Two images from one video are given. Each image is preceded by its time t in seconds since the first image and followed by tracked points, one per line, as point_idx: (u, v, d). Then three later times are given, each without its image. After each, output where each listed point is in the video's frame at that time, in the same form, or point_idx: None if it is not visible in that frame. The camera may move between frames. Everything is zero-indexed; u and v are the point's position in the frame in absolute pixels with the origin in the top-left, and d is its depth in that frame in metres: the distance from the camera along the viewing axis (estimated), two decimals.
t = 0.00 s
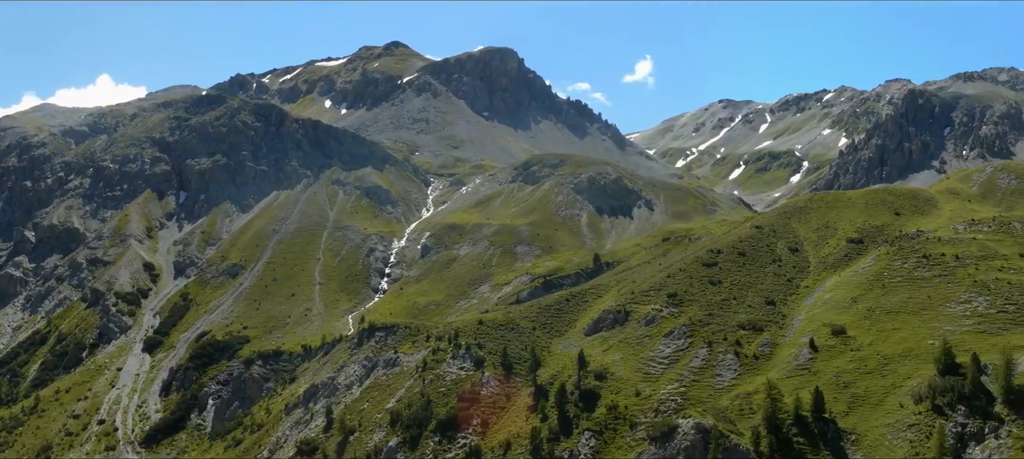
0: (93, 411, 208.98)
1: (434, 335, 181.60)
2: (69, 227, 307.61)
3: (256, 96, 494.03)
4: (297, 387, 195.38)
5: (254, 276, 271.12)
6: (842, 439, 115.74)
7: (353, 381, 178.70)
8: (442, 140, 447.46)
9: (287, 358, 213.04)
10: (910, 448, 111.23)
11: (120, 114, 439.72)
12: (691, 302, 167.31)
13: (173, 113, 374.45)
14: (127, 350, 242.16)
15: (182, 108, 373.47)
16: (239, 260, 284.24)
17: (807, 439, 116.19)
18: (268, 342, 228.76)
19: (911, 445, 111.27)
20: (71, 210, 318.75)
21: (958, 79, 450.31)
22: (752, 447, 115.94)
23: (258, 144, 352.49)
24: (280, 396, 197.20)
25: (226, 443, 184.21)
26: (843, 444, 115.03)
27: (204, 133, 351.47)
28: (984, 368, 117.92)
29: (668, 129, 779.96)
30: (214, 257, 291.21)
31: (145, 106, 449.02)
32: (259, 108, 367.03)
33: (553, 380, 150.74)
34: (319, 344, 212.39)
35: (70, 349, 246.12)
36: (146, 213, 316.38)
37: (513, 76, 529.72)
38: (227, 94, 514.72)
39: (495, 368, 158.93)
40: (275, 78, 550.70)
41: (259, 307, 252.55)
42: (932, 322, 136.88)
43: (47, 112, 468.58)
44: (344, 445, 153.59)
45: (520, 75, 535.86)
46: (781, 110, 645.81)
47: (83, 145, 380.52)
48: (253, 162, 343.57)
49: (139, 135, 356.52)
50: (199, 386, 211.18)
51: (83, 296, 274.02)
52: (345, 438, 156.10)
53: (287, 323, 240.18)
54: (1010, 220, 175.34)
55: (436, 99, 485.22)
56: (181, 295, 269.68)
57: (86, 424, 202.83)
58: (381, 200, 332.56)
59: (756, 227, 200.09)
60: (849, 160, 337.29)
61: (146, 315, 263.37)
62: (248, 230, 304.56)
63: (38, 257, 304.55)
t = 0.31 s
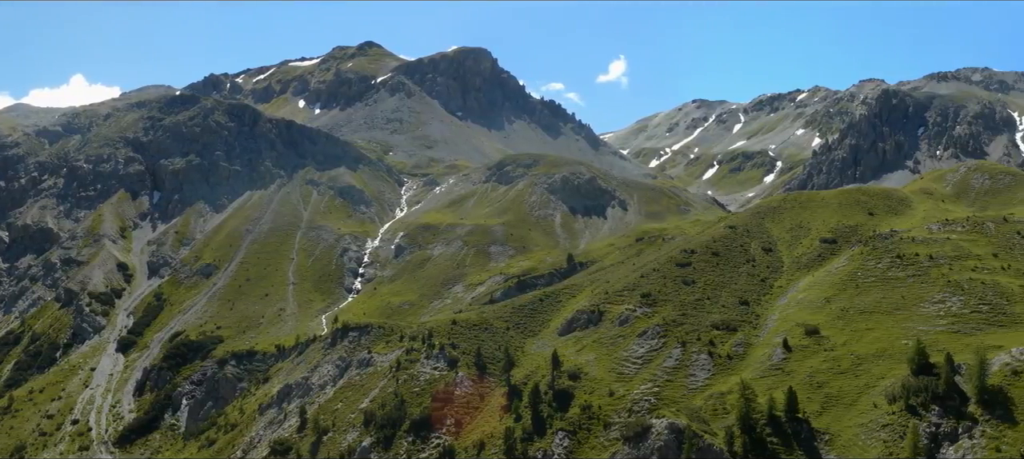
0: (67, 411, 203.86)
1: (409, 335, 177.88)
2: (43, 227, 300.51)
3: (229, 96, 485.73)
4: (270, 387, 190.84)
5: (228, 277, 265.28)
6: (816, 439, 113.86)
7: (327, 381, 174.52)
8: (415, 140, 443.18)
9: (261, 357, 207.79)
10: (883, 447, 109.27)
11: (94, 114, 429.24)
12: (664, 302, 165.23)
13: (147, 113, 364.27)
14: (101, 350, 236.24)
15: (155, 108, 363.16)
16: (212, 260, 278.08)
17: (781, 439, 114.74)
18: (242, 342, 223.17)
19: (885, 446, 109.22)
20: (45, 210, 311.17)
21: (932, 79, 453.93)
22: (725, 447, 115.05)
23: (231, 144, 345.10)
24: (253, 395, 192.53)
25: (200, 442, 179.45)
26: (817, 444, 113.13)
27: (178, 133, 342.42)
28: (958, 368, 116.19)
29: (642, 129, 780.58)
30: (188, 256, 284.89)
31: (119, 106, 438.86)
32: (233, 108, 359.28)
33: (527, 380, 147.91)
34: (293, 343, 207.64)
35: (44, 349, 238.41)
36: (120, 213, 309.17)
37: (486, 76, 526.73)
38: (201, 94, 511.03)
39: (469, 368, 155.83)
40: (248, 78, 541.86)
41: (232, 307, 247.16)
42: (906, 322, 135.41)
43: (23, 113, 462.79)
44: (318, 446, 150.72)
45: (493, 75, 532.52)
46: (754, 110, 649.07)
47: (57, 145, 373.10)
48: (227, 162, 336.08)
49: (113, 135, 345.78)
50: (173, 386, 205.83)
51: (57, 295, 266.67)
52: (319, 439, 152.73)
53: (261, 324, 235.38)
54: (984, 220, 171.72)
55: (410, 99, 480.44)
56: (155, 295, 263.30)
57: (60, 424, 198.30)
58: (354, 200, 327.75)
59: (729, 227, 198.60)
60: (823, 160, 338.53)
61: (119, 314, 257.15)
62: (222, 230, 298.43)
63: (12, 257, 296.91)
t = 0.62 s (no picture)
0: (40, 411, 198.26)
1: (382, 335, 174.24)
2: (16, 227, 291.64)
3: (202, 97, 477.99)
4: (244, 387, 186.63)
5: (201, 277, 259.54)
6: (789, 439, 111.95)
7: (300, 381, 170.59)
8: (389, 140, 438.90)
9: (234, 357, 203.24)
10: (856, 448, 107.53)
11: (68, 114, 420.70)
12: (638, 302, 163.21)
13: (121, 113, 357.61)
14: (74, 350, 229.88)
15: (129, 108, 356.30)
16: (186, 260, 272.26)
17: (754, 439, 113.03)
18: (215, 342, 217.80)
19: (858, 445, 107.53)
20: (18, 210, 304.44)
21: (905, 79, 457.42)
22: (699, 447, 113.45)
23: (205, 144, 338.35)
24: (226, 396, 188.23)
25: (174, 442, 175.04)
26: (790, 444, 111.35)
27: (152, 133, 335.82)
28: (931, 368, 114.80)
29: (617, 129, 781.27)
30: (161, 257, 278.90)
31: (93, 106, 430.24)
32: (206, 108, 353.85)
33: (500, 380, 145.05)
34: (267, 343, 203.08)
35: (17, 349, 232.32)
36: (94, 213, 301.57)
37: (459, 76, 523.59)
38: (175, 94, 503.91)
39: (442, 368, 152.69)
40: (222, 78, 534.24)
41: (206, 307, 241.60)
42: (879, 323, 134.12)
43: None
44: (291, 446, 147.12)
45: (466, 75, 529.31)
46: (728, 110, 651.71)
47: (31, 145, 367.06)
48: (200, 162, 329.75)
49: (86, 135, 337.84)
50: (147, 386, 200.14)
51: (31, 295, 260.18)
52: (292, 439, 149.16)
53: (234, 324, 230.19)
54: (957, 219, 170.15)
55: (384, 99, 475.80)
56: (128, 295, 257.02)
57: (34, 424, 193.03)
58: (327, 200, 322.94)
59: (703, 227, 197.15)
60: (796, 160, 339.41)
61: (93, 315, 250.34)
62: (195, 230, 292.63)
63: None
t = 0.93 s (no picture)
0: (11, 411, 193.63)
1: (353, 335, 169.96)
2: None
3: (172, 97, 468.29)
4: (215, 387, 180.82)
5: (171, 276, 253.13)
6: (760, 439, 110.67)
7: (271, 381, 166.09)
8: (360, 140, 433.66)
9: (205, 357, 196.90)
10: (827, 448, 105.95)
11: (39, 114, 410.32)
12: (609, 302, 161.01)
13: (90, 113, 344.87)
14: (45, 350, 224.59)
15: (99, 108, 344.07)
16: (157, 260, 265.93)
17: (725, 439, 111.33)
18: (187, 342, 211.82)
19: (829, 445, 106.00)
20: None
21: (876, 79, 461.34)
22: (669, 447, 111.29)
23: (176, 144, 330.60)
24: (198, 396, 182.58)
25: (145, 443, 170.37)
26: (761, 444, 110.02)
27: (122, 133, 326.28)
28: (902, 367, 113.65)
29: (587, 128, 781.51)
30: (132, 256, 272.28)
31: (64, 106, 419.44)
32: (177, 108, 343.62)
33: (471, 379, 141.95)
34: (238, 343, 197.85)
35: None
36: (64, 213, 293.89)
37: (430, 76, 519.51)
38: (145, 94, 494.32)
39: (413, 367, 149.14)
40: (193, 78, 525.21)
41: (176, 307, 235.50)
42: (850, 322, 132.81)
43: None
44: (263, 447, 143.62)
45: (437, 74, 525.18)
46: (699, 110, 654.28)
47: None
48: (172, 162, 322.79)
49: (57, 135, 327.81)
50: (117, 386, 194.51)
51: None
52: (263, 439, 145.45)
53: (205, 324, 224.86)
54: (928, 219, 170.12)
55: (355, 99, 470.03)
56: (99, 295, 250.55)
57: (4, 425, 188.32)
58: (298, 200, 317.32)
59: (674, 226, 195.52)
60: (767, 160, 340.27)
61: (63, 314, 244.03)
62: (166, 230, 286.04)
63: None
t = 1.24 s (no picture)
0: None
1: (327, 334, 166.14)
2: None
3: (144, 97, 460.13)
4: (188, 387, 177.72)
5: (145, 277, 248.10)
6: (734, 439, 109.19)
7: (245, 381, 162.40)
8: (333, 140, 428.85)
9: (179, 357, 193.58)
10: (801, 448, 104.34)
11: (12, 112, 396.12)
12: (583, 302, 159.15)
13: (64, 113, 338.88)
14: (18, 350, 219.01)
15: (73, 108, 338.83)
16: (130, 260, 260.32)
17: (699, 439, 109.75)
18: (160, 342, 207.53)
19: (803, 445, 104.35)
20: None
21: (850, 79, 464.77)
22: (643, 448, 109.37)
23: (150, 144, 325.88)
24: (171, 396, 178.71)
25: (118, 442, 165.70)
26: (735, 444, 108.36)
27: (96, 133, 321.94)
28: (876, 368, 112.39)
29: (560, 128, 780.81)
30: (106, 257, 266.33)
31: (34, 105, 409.84)
32: (151, 108, 339.87)
33: (445, 380, 139.31)
34: (212, 343, 194.05)
35: None
36: (38, 213, 285.01)
37: (404, 76, 515.47)
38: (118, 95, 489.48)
39: (387, 368, 146.00)
40: (167, 78, 516.45)
41: (149, 307, 230.78)
42: (824, 322, 131.70)
43: None
44: (237, 447, 139.95)
45: (411, 75, 521.19)
46: (673, 110, 656.00)
47: None
48: (145, 162, 316.79)
49: (31, 135, 319.47)
50: (91, 386, 189.52)
51: None
52: (236, 439, 141.85)
53: (179, 324, 220.08)
54: (902, 219, 170.16)
55: (328, 99, 464.81)
56: (72, 295, 244.83)
57: None
58: (271, 200, 312.18)
59: (648, 226, 194.09)
60: (741, 160, 341.05)
61: (37, 314, 237.75)
62: (140, 230, 280.26)
63: None
